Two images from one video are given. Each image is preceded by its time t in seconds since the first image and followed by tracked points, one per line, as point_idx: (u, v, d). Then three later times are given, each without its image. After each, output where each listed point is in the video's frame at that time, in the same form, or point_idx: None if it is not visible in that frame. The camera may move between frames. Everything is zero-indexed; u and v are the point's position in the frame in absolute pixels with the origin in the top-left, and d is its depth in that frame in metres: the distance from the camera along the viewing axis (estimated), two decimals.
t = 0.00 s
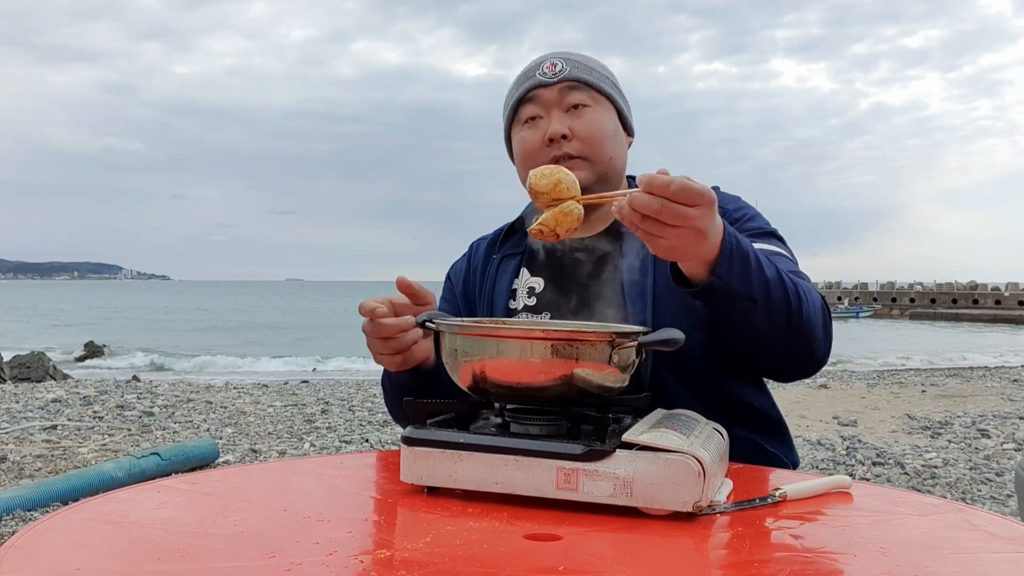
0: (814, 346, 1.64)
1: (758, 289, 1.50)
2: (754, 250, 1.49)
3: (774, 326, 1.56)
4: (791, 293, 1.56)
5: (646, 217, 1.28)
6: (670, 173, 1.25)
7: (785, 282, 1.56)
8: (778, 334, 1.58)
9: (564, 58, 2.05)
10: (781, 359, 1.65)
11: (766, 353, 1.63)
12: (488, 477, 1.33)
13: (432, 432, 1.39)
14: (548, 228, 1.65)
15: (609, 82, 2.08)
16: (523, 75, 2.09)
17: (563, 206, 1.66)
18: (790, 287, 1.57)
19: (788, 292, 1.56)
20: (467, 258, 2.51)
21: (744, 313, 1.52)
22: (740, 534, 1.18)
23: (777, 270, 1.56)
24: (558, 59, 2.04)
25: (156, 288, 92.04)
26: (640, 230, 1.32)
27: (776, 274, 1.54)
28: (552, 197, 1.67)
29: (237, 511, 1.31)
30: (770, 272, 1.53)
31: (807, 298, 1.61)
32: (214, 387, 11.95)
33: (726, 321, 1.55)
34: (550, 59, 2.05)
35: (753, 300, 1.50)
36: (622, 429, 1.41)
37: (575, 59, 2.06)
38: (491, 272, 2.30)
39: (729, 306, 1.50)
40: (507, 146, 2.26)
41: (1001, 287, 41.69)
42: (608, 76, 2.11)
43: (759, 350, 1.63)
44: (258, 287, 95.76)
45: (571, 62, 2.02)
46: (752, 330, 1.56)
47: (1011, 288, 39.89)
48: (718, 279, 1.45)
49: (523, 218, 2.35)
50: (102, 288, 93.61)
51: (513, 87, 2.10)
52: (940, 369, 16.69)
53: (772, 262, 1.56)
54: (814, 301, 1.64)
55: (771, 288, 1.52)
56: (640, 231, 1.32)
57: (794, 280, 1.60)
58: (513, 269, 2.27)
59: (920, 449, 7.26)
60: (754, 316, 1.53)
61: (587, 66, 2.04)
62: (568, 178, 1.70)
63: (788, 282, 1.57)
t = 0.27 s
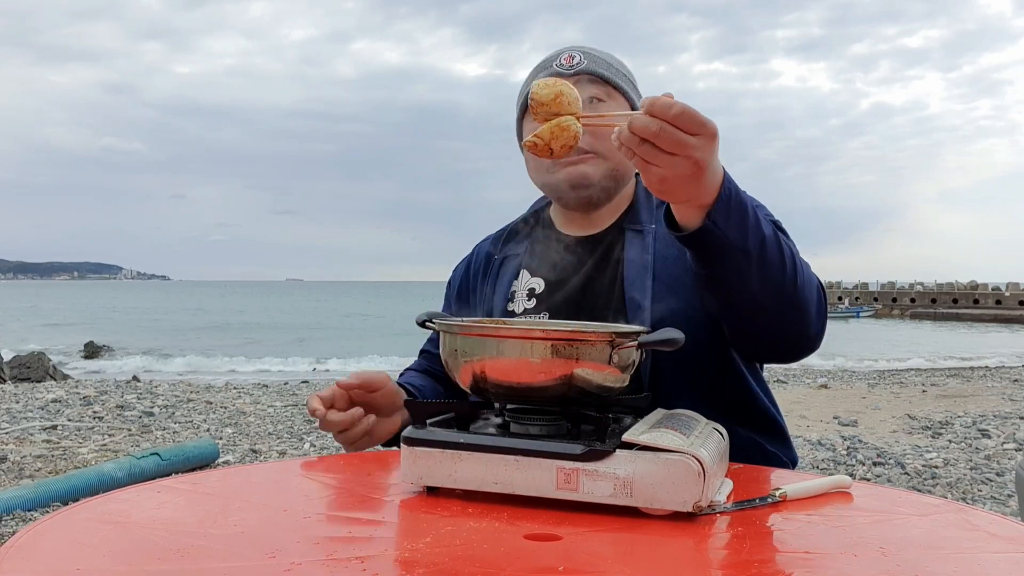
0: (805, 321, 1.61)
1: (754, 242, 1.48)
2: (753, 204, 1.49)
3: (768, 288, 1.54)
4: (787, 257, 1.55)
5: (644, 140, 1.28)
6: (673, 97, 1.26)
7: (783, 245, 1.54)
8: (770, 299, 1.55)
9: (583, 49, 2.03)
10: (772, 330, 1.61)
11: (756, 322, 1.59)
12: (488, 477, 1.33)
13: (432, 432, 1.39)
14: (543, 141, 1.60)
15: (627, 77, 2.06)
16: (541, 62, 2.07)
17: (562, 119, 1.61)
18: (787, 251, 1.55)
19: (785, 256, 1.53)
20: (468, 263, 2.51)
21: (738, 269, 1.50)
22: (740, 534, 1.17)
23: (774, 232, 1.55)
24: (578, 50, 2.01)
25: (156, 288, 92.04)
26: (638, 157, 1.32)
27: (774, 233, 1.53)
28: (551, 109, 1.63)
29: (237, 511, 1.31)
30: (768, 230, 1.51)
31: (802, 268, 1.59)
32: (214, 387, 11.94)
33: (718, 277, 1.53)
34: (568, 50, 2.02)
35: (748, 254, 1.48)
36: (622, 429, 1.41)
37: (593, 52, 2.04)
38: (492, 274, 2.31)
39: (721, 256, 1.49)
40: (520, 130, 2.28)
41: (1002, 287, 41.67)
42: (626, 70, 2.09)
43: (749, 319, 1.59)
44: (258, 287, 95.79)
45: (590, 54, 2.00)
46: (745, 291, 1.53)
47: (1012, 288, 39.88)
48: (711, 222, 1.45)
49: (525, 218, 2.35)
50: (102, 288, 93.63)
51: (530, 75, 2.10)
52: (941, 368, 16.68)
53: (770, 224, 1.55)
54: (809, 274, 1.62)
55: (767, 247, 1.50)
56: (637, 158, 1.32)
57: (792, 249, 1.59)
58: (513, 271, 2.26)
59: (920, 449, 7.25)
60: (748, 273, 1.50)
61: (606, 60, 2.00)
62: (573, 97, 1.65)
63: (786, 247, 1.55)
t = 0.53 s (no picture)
0: (810, 322, 1.61)
1: (756, 243, 1.48)
2: (754, 204, 1.49)
3: (772, 290, 1.53)
4: (791, 257, 1.55)
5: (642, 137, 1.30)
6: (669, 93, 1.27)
7: (788, 247, 1.54)
8: (775, 300, 1.55)
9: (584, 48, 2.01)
10: (777, 332, 1.61)
11: (761, 324, 1.59)
12: (489, 476, 1.33)
13: (433, 432, 1.39)
14: (540, 138, 1.62)
15: (628, 76, 2.05)
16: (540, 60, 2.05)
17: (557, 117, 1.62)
18: (792, 253, 1.55)
19: (790, 257, 1.54)
20: (463, 261, 2.52)
21: (742, 270, 1.49)
22: (740, 534, 1.17)
23: (777, 231, 1.55)
24: (579, 49, 2.00)
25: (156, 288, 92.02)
26: (636, 156, 1.33)
27: (777, 234, 1.53)
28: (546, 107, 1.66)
29: (237, 511, 1.31)
30: (771, 231, 1.51)
31: (806, 268, 1.59)
32: (214, 387, 11.93)
33: (721, 278, 1.52)
34: (570, 48, 2.01)
35: (751, 255, 1.48)
36: (622, 429, 1.41)
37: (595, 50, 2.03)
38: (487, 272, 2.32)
39: (725, 258, 1.48)
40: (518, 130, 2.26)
41: (1001, 287, 41.67)
42: (626, 67, 2.08)
43: (753, 322, 1.59)
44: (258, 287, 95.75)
45: (591, 53, 1.98)
46: (749, 292, 1.53)
47: (1012, 287, 39.83)
48: (715, 220, 1.43)
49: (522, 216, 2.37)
50: (102, 288, 93.60)
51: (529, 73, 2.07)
52: (940, 368, 16.67)
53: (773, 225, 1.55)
54: (813, 274, 1.62)
55: (771, 247, 1.50)
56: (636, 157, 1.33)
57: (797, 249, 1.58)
58: (508, 270, 2.28)
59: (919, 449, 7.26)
60: (752, 274, 1.50)
61: (607, 59, 2.00)
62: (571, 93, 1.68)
63: (790, 248, 1.55)
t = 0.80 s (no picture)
0: (852, 351, 1.60)
1: (784, 283, 1.48)
2: (772, 245, 1.49)
3: (808, 326, 1.54)
4: (819, 290, 1.54)
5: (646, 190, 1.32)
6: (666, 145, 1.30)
7: (815, 280, 1.54)
8: (812, 338, 1.55)
9: (572, 48, 2.00)
10: (817, 368, 1.61)
11: (801, 362, 1.59)
12: (488, 476, 1.33)
13: (433, 431, 1.39)
14: (551, 206, 1.59)
15: (617, 75, 2.04)
16: (527, 63, 2.03)
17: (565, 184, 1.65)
18: (820, 285, 1.54)
19: (819, 290, 1.54)
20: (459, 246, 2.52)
21: (777, 314, 1.49)
22: (740, 534, 1.17)
23: (802, 268, 1.55)
24: (566, 49, 1.99)
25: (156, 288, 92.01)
26: (645, 212, 1.35)
27: (801, 269, 1.53)
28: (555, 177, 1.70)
29: (237, 511, 1.31)
30: (795, 269, 1.52)
31: (839, 297, 1.58)
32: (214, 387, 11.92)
33: (756, 325, 1.52)
34: (559, 48, 1.99)
35: (781, 297, 1.48)
36: (621, 429, 1.41)
37: (585, 50, 2.02)
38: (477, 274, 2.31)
39: (755, 306, 1.49)
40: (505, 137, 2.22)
41: (1001, 287, 41.64)
42: (615, 65, 2.07)
43: (793, 361, 1.60)
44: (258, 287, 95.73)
45: (579, 54, 1.97)
46: (787, 333, 1.53)
47: (1012, 287, 39.81)
48: (737, 271, 1.45)
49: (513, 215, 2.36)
50: (102, 288, 93.60)
51: (516, 78, 2.05)
52: (940, 368, 16.65)
53: (795, 260, 1.55)
54: (847, 300, 1.61)
55: (798, 284, 1.51)
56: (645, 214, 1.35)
57: (824, 279, 1.58)
58: (498, 273, 2.27)
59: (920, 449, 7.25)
60: (786, 317, 1.50)
61: (596, 58, 1.98)
62: (578, 165, 1.72)
63: (817, 279, 1.55)
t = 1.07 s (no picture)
0: (870, 354, 1.58)
1: (789, 280, 1.49)
2: (777, 244, 1.51)
3: (820, 329, 1.53)
4: (830, 290, 1.54)
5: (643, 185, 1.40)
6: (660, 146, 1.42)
7: (824, 280, 1.54)
8: (824, 339, 1.54)
9: (566, 47, 1.99)
10: (835, 373, 1.58)
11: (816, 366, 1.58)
12: (489, 476, 1.33)
13: (434, 432, 1.39)
14: (556, 209, 1.74)
15: (614, 72, 2.03)
16: (520, 63, 2.02)
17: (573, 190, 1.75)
18: (830, 285, 1.54)
19: (829, 290, 1.53)
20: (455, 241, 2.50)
21: (786, 314, 1.49)
22: (740, 533, 1.18)
23: (811, 268, 1.55)
24: (561, 48, 1.98)
25: (157, 288, 92.01)
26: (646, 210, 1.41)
27: (809, 269, 1.54)
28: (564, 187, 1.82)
29: (238, 511, 1.31)
30: (803, 268, 1.53)
31: (854, 298, 1.57)
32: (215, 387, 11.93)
33: (768, 328, 1.52)
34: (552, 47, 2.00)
35: (789, 296, 1.49)
36: (622, 429, 1.41)
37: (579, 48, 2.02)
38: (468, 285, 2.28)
39: (765, 306, 1.49)
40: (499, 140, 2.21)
41: (1002, 288, 41.63)
42: (612, 62, 2.06)
43: (808, 366, 1.58)
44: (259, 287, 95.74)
45: (574, 53, 1.96)
46: (798, 335, 1.52)
47: (1012, 287, 39.79)
48: (737, 264, 1.45)
49: (505, 221, 2.31)
50: (103, 288, 93.64)
51: (510, 79, 2.04)
52: (941, 368, 16.65)
53: (803, 261, 1.56)
54: (865, 302, 1.60)
55: (805, 283, 1.51)
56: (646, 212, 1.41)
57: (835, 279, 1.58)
58: (490, 287, 2.24)
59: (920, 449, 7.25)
60: (796, 316, 1.50)
61: (591, 56, 1.98)
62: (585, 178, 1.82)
63: (827, 279, 1.55)
